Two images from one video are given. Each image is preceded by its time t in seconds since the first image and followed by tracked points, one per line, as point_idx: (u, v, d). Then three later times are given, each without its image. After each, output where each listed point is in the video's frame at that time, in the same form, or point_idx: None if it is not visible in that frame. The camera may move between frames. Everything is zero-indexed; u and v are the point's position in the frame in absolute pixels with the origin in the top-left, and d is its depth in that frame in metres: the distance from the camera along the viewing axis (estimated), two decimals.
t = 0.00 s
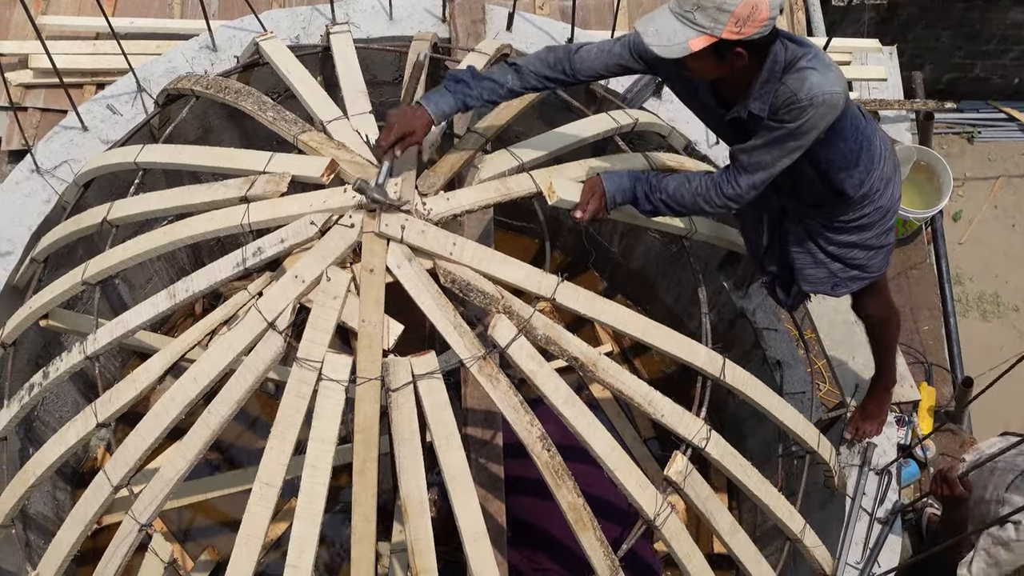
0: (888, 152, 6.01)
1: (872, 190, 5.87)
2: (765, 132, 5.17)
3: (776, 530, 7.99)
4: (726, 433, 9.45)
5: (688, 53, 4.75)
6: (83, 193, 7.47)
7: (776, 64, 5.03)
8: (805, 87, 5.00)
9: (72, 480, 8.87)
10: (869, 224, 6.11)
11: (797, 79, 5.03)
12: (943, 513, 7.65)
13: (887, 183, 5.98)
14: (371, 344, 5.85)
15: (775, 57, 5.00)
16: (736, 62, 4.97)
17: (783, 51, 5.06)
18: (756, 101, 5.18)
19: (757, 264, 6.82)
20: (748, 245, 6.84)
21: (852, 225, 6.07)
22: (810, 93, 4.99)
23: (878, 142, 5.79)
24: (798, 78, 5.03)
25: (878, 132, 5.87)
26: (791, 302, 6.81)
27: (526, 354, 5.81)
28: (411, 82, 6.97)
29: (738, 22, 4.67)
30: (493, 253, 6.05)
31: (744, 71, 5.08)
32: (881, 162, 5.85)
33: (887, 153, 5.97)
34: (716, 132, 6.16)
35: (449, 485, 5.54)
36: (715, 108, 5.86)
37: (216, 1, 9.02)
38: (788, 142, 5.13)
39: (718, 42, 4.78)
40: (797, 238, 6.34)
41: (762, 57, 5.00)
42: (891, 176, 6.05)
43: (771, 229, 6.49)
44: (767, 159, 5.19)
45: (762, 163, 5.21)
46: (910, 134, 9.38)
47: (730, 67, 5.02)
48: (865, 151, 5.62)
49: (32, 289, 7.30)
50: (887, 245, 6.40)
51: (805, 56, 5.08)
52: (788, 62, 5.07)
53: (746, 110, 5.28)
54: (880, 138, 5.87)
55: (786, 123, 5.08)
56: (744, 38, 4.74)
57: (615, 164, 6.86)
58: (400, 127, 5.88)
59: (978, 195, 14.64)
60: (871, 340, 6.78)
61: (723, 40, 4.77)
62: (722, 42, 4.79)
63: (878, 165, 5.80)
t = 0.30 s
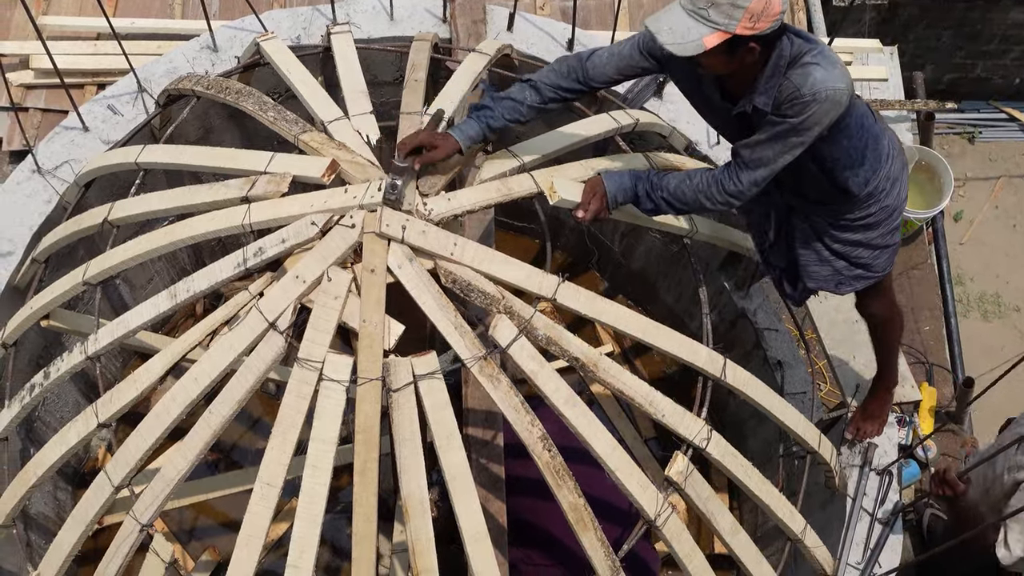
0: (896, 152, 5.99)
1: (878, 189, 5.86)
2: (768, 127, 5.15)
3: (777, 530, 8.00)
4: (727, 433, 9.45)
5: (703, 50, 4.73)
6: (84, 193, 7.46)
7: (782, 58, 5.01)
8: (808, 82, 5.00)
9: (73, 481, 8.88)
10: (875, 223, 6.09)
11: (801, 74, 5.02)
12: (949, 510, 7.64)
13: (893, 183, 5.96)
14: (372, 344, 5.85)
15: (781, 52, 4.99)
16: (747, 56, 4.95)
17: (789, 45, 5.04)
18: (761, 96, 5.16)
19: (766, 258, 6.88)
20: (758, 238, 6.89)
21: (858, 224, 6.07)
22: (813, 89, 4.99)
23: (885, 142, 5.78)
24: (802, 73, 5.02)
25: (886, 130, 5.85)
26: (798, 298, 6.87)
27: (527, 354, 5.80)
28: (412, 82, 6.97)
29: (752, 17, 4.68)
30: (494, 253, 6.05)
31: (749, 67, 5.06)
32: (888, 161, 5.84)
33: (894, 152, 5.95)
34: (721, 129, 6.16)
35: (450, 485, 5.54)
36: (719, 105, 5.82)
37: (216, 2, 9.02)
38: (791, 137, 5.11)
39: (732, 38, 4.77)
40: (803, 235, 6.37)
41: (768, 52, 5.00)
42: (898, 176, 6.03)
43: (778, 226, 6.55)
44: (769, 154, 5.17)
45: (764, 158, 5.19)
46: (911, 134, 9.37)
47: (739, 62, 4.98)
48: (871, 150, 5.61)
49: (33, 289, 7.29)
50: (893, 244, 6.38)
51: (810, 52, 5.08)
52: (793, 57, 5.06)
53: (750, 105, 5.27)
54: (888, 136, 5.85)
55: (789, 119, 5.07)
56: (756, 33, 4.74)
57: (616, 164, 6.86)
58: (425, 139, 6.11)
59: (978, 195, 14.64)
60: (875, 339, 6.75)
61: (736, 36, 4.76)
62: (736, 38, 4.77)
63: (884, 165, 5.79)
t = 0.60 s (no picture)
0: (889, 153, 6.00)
1: (872, 189, 5.85)
2: (777, 128, 5.13)
3: (778, 529, 8.01)
4: (728, 433, 9.45)
5: (726, 36, 4.64)
6: (84, 193, 7.47)
7: (798, 59, 4.96)
8: (823, 86, 4.97)
9: (74, 480, 8.88)
10: (866, 222, 6.07)
11: (816, 77, 4.99)
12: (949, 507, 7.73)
13: (886, 181, 5.96)
14: (372, 344, 5.84)
15: (795, 54, 4.93)
16: (765, 51, 4.85)
17: (805, 47, 5.00)
18: (771, 95, 5.06)
19: (752, 259, 6.89)
20: (747, 237, 6.84)
21: (849, 223, 6.05)
22: (827, 93, 4.96)
23: (879, 141, 5.76)
24: (817, 76, 4.99)
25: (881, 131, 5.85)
26: (784, 299, 6.91)
27: (527, 354, 5.80)
28: (412, 82, 6.96)
29: (776, 8, 4.62)
30: (495, 252, 6.04)
31: (763, 66, 4.98)
32: (881, 161, 5.83)
33: (887, 151, 5.93)
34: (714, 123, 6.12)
35: (451, 484, 5.54)
36: (727, 103, 5.74)
37: (216, 1, 9.01)
38: (799, 138, 5.11)
39: (754, 28, 4.69)
40: (793, 235, 6.36)
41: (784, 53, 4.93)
42: (890, 176, 6.01)
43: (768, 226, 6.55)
44: (774, 154, 5.17)
45: (769, 157, 5.19)
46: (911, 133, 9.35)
47: (756, 57, 4.90)
48: (869, 151, 5.61)
49: (33, 288, 7.30)
50: (884, 242, 6.37)
51: (825, 55, 5.05)
52: (808, 59, 5.02)
53: (755, 104, 5.21)
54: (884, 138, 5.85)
55: (800, 121, 5.05)
56: (779, 24, 4.67)
57: (616, 163, 6.87)
58: (413, 129, 5.95)
59: (979, 194, 14.63)
60: (872, 338, 6.77)
61: (759, 26, 4.68)
62: (758, 28, 4.69)
63: (878, 165, 5.76)
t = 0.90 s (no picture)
0: (915, 145, 5.96)
1: (891, 180, 5.83)
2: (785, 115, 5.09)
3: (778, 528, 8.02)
4: (729, 432, 9.44)
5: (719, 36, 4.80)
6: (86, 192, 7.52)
7: (818, 47, 5.03)
8: (834, 77, 4.97)
9: (75, 479, 8.88)
10: (882, 213, 6.07)
11: (830, 67, 5.00)
12: (949, 504, 7.77)
13: (907, 176, 5.94)
14: (374, 343, 5.84)
15: (815, 40, 5.00)
16: (770, 39, 4.96)
17: (828, 33, 5.04)
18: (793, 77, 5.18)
19: (766, 224, 6.73)
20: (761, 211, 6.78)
21: (866, 211, 6.04)
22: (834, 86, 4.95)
23: (908, 135, 5.77)
24: (831, 66, 5.00)
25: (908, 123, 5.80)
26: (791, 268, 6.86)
27: (528, 352, 5.79)
28: (413, 80, 6.96)
29: (763, 4, 4.69)
30: (496, 251, 6.05)
31: (783, 47, 5.04)
32: (906, 154, 5.82)
33: (914, 148, 5.94)
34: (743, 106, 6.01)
35: (452, 482, 5.55)
36: (755, 84, 5.64)
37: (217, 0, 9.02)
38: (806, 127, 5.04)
39: (746, 24, 4.80)
40: (809, 215, 6.32)
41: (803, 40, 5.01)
42: (914, 171, 6.01)
43: (787, 195, 6.36)
44: (778, 142, 5.10)
45: (772, 146, 5.11)
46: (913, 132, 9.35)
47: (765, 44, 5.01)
48: (890, 143, 5.58)
49: (35, 288, 7.32)
50: (902, 235, 6.33)
51: (848, 45, 5.04)
52: (827, 49, 5.04)
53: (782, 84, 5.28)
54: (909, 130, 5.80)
55: (807, 109, 5.00)
56: (771, 18, 4.73)
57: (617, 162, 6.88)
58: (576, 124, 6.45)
59: (980, 192, 14.63)
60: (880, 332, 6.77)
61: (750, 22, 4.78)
62: (750, 23, 4.80)
63: (901, 159, 5.77)
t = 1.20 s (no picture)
0: (945, 141, 5.84)
1: (917, 176, 5.74)
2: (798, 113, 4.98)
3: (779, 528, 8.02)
4: (730, 432, 9.43)
5: (715, 58, 4.87)
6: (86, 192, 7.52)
7: (823, 41, 4.90)
8: (838, 70, 4.84)
9: (75, 479, 8.88)
10: (907, 210, 6.00)
11: (835, 59, 4.88)
12: (950, 504, 7.77)
13: (934, 173, 5.83)
14: (374, 342, 5.83)
15: (822, 34, 4.88)
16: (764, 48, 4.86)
17: (835, 24, 4.88)
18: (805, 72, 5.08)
19: (791, 213, 6.81)
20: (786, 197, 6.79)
21: (892, 206, 5.98)
22: (836, 77, 4.83)
23: (938, 131, 5.66)
24: (837, 59, 4.87)
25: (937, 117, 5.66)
26: (815, 255, 6.91)
27: (529, 352, 5.79)
28: (413, 80, 6.95)
29: (729, 25, 4.59)
30: (497, 250, 6.04)
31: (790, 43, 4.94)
32: (936, 149, 5.71)
33: (944, 145, 5.84)
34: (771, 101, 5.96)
35: (453, 482, 5.54)
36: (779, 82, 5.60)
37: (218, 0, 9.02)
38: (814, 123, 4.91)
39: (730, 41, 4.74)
40: (834, 205, 6.28)
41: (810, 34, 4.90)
42: (943, 169, 5.92)
43: (814, 185, 6.37)
44: (790, 146, 4.97)
45: (785, 148, 4.98)
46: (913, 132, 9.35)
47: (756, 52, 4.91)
48: (916, 137, 5.46)
49: (35, 287, 7.33)
50: (924, 233, 6.25)
51: (856, 37, 4.87)
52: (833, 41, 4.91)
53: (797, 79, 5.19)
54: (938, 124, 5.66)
55: (812, 104, 4.89)
56: (745, 34, 4.62)
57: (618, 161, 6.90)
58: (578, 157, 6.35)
59: (980, 192, 14.64)
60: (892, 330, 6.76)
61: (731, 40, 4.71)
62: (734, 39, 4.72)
63: (929, 156, 5.67)
